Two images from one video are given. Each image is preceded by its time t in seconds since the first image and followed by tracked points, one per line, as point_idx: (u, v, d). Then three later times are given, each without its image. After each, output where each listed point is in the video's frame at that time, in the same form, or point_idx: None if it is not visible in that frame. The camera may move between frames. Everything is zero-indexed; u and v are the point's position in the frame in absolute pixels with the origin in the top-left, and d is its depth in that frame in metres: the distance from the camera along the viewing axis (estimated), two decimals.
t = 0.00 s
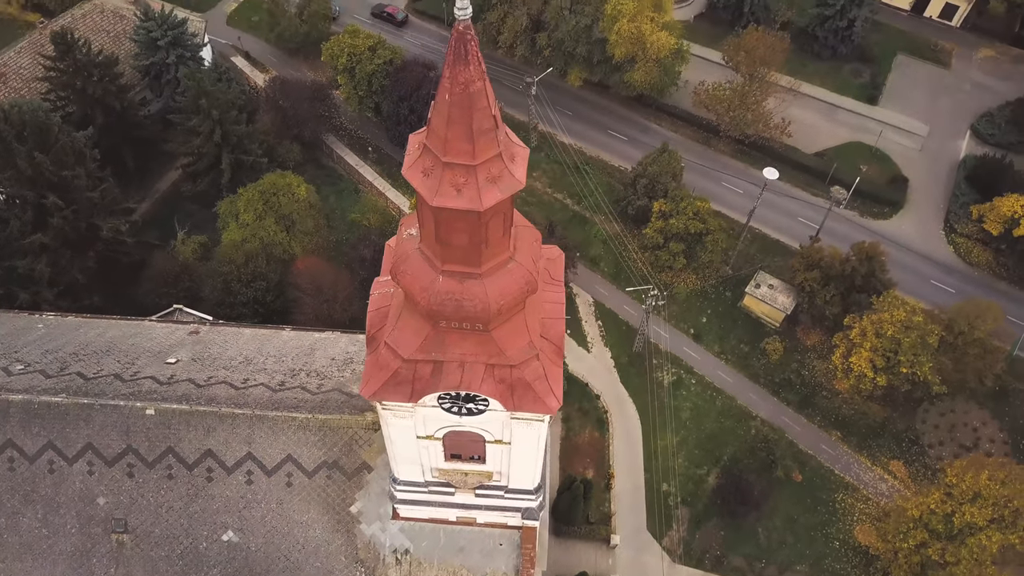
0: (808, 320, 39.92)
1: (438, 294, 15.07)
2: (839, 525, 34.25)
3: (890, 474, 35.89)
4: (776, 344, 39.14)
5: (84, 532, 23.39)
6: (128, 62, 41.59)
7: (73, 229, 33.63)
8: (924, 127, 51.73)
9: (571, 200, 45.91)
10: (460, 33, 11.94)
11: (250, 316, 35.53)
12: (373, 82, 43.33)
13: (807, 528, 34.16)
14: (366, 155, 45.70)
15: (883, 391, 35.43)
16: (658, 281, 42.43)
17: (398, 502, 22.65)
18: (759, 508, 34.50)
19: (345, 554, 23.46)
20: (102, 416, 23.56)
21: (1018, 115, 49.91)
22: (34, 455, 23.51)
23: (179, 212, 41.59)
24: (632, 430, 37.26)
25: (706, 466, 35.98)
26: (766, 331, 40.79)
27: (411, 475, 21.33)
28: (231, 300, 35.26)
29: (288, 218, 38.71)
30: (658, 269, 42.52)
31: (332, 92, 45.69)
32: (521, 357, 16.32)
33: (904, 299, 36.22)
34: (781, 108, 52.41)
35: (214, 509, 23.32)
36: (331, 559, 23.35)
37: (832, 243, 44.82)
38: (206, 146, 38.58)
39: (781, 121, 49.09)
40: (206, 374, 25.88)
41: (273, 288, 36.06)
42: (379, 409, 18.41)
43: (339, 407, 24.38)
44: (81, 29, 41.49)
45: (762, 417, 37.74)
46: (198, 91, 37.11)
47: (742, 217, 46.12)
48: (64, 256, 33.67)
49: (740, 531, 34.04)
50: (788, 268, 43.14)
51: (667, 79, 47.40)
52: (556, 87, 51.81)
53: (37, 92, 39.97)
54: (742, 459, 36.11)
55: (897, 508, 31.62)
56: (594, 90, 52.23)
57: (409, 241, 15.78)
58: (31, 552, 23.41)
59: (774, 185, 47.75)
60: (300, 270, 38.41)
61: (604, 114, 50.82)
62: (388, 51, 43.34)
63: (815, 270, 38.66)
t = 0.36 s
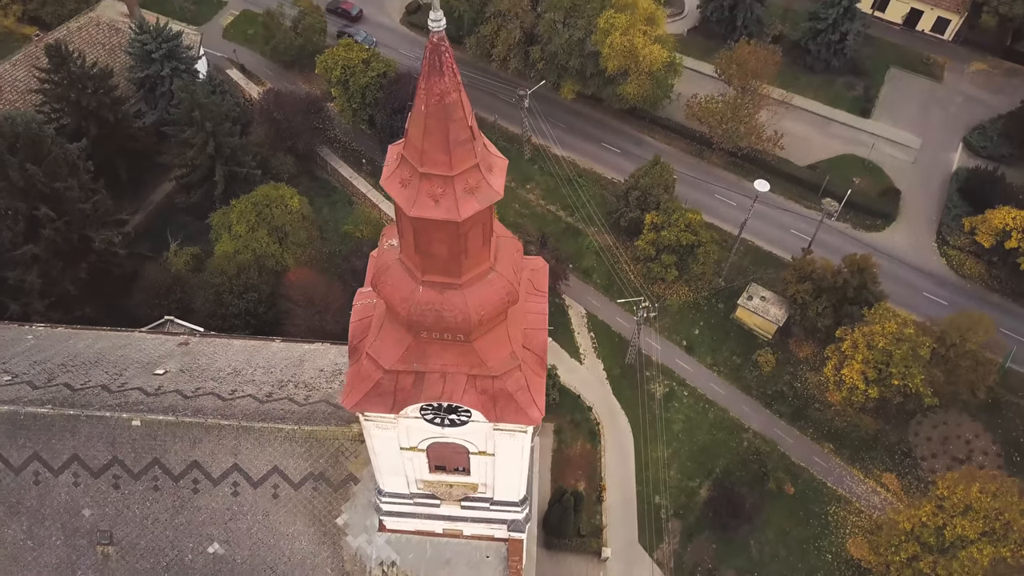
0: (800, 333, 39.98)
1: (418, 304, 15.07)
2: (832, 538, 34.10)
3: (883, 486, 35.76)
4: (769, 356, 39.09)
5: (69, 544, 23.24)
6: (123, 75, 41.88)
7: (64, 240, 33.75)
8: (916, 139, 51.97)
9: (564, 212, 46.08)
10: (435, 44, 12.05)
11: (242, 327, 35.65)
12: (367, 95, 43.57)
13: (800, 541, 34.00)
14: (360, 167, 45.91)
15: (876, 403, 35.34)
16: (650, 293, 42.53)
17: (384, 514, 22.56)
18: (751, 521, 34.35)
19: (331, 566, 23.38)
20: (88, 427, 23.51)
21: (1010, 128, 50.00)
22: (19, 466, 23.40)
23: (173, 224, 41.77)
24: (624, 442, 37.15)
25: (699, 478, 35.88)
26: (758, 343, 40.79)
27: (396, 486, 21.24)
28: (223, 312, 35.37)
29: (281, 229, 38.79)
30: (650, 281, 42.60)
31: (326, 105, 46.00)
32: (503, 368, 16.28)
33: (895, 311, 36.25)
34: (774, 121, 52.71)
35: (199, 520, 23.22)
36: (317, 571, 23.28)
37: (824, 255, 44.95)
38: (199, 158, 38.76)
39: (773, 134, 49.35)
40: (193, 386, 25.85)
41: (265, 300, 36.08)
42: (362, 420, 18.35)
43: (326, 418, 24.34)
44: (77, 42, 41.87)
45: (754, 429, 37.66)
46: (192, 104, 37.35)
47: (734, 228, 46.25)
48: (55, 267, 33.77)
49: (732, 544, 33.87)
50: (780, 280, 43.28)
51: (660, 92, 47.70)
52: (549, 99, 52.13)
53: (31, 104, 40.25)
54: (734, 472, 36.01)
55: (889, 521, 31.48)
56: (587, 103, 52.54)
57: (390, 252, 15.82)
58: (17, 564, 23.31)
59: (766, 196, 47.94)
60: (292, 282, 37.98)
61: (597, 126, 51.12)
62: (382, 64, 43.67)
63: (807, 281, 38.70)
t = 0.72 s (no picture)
0: (795, 347, 39.87)
1: (400, 314, 15.11)
2: (827, 554, 33.82)
3: (878, 502, 35.51)
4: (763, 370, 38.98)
5: (55, 553, 23.02)
6: (122, 86, 42.28)
7: (60, 249, 33.92)
8: (913, 155, 52.09)
9: (561, 224, 46.21)
10: (412, 56, 12.20)
11: (236, 338, 35.36)
12: (365, 107, 43.87)
13: (794, 557, 33.72)
14: (358, 178, 46.17)
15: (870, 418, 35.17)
16: (645, 306, 42.55)
17: (370, 526, 22.48)
18: (745, 536, 34.12)
19: None
20: (76, 436, 23.50)
21: (1006, 145, 50.02)
22: (6, 475, 23.30)
23: (170, 235, 41.98)
24: (617, 456, 37.01)
25: (692, 492, 35.70)
26: (753, 357, 40.71)
27: (382, 498, 21.18)
28: (217, 322, 35.24)
29: (277, 240, 38.76)
30: (646, 294, 42.61)
31: (324, 117, 46.31)
32: (485, 379, 16.28)
33: (890, 326, 36.21)
34: (770, 136, 52.92)
35: (186, 531, 23.10)
36: None
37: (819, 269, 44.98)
38: (196, 169, 38.99)
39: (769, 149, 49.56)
40: (183, 396, 25.85)
41: (259, 310, 36.11)
42: (346, 430, 18.33)
43: (314, 429, 24.32)
44: (77, 54, 42.35)
45: (749, 444, 37.50)
46: (190, 115, 37.66)
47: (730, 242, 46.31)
48: (50, 276, 33.92)
49: (726, 559, 33.61)
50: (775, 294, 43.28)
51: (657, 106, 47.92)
52: (547, 113, 52.46)
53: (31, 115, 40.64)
54: (728, 486, 35.80)
55: (884, 537, 31.20)
56: (584, 117, 52.84)
57: (373, 262, 15.91)
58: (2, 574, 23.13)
59: (761, 210, 48.03)
60: (287, 293, 38.07)
61: (594, 140, 51.36)
62: (380, 77, 44.02)
63: (802, 296, 38.66)
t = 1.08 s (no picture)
0: (795, 363, 39.66)
1: (387, 323, 15.15)
2: (824, 572, 33.47)
3: (876, 520, 35.19)
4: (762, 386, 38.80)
5: (46, 559, 22.93)
6: (128, 95, 42.77)
7: (61, 255, 34.22)
8: (915, 172, 52.03)
9: (562, 237, 46.31)
10: (397, 65, 12.27)
11: (235, 346, 35.69)
12: (367, 118, 44.19)
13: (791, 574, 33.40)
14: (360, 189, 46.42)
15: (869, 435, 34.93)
16: (644, 320, 42.50)
17: (360, 536, 22.39)
18: (741, 552, 33.83)
19: None
20: (69, 441, 23.59)
21: (1009, 162, 49.92)
22: None
23: (171, 242, 42.28)
24: (613, 470, 36.83)
25: (689, 508, 35.45)
26: (752, 372, 40.53)
27: (371, 507, 21.13)
28: (216, 330, 35.53)
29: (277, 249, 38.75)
30: (645, 307, 42.55)
31: (327, 128, 46.62)
32: (473, 390, 16.29)
33: (889, 343, 36.04)
34: (772, 151, 53.00)
35: (177, 538, 23.06)
36: None
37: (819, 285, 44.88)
38: (198, 177, 39.25)
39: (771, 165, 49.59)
40: (177, 403, 25.91)
41: (258, 318, 36.21)
42: (334, 439, 18.32)
43: (306, 438, 24.32)
44: (84, 62, 42.93)
45: (746, 460, 37.26)
46: (193, 124, 38.03)
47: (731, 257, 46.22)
48: (51, 282, 34.22)
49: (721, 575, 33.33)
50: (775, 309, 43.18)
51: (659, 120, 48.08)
52: (549, 126, 52.69)
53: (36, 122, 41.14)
54: (725, 502, 35.55)
55: (881, 555, 30.86)
56: (587, 130, 53.04)
57: (361, 270, 15.96)
58: None
59: (760, 225, 48.01)
60: (286, 302, 38.21)
61: (596, 153, 51.53)
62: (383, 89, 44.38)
63: (802, 311, 38.51)
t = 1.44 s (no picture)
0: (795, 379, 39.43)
1: (374, 331, 15.22)
2: None
3: (875, 539, 34.83)
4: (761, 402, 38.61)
5: (38, 563, 22.88)
6: (134, 103, 43.29)
7: (63, 261, 34.54)
8: (918, 189, 51.91)
9: (563, 249, 46.38)
10: (383, 76, 12.41)
11: (235, 354, 35.82)
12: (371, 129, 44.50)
13: None
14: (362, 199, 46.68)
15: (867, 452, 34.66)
16: (644, 333, 42.40)
17: (351, 545, 22.33)
18: (738, 569, 33.52)
19: None
20: (63, 445, 23.71)
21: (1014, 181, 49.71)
22: None
23: (174, 250, 42.59)
24: (610, 483, 36.63)
25: (686, 523, 35.19)
26: (752, 388, 40.32)
27: (361, 517, 21.08)
28: (216, 337, 35.69)
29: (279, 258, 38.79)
30: (646, 321, 42.46)
31: (331, 138, 46.93)
32: (461, 400, 16.30)
33: (889, 360, 35.84)
34: (775, 166, 53.05)
35: (168, 544, 23.01)
36: None
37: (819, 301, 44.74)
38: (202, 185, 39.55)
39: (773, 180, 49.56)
40: (172, 409, 26.03)
41: (258, 326, 36.31)
42: (323, 447, 18.32)
43: (299, 445, 24.32)
44: (93, 71, 43.54)
45: (745, 475, 36.98)
46: (197, 133, 38.43)
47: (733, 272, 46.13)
48: (53, 287, 34.52)
49: None
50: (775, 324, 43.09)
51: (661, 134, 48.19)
52: (552, 139, 52.94)
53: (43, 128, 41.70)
54: (723, 518, 35.29)
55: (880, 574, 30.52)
56: (590, 143, 53.24)
57: (350, 279, 16.05)
58: None
59: (761, 239, 47.96)
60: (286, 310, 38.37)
61: (598, 166, 51.70)
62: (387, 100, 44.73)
63: (802, 327, 38.33)
